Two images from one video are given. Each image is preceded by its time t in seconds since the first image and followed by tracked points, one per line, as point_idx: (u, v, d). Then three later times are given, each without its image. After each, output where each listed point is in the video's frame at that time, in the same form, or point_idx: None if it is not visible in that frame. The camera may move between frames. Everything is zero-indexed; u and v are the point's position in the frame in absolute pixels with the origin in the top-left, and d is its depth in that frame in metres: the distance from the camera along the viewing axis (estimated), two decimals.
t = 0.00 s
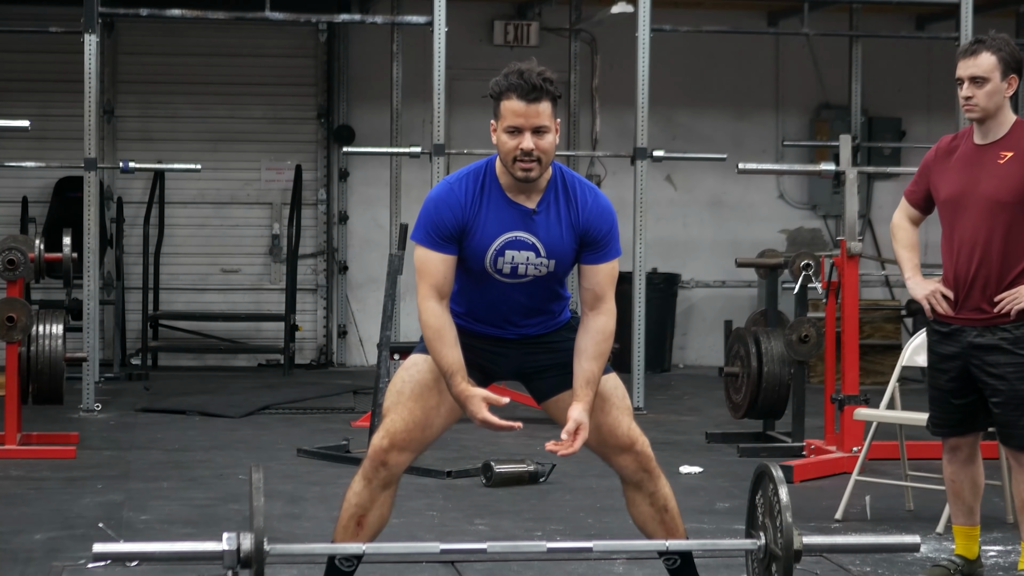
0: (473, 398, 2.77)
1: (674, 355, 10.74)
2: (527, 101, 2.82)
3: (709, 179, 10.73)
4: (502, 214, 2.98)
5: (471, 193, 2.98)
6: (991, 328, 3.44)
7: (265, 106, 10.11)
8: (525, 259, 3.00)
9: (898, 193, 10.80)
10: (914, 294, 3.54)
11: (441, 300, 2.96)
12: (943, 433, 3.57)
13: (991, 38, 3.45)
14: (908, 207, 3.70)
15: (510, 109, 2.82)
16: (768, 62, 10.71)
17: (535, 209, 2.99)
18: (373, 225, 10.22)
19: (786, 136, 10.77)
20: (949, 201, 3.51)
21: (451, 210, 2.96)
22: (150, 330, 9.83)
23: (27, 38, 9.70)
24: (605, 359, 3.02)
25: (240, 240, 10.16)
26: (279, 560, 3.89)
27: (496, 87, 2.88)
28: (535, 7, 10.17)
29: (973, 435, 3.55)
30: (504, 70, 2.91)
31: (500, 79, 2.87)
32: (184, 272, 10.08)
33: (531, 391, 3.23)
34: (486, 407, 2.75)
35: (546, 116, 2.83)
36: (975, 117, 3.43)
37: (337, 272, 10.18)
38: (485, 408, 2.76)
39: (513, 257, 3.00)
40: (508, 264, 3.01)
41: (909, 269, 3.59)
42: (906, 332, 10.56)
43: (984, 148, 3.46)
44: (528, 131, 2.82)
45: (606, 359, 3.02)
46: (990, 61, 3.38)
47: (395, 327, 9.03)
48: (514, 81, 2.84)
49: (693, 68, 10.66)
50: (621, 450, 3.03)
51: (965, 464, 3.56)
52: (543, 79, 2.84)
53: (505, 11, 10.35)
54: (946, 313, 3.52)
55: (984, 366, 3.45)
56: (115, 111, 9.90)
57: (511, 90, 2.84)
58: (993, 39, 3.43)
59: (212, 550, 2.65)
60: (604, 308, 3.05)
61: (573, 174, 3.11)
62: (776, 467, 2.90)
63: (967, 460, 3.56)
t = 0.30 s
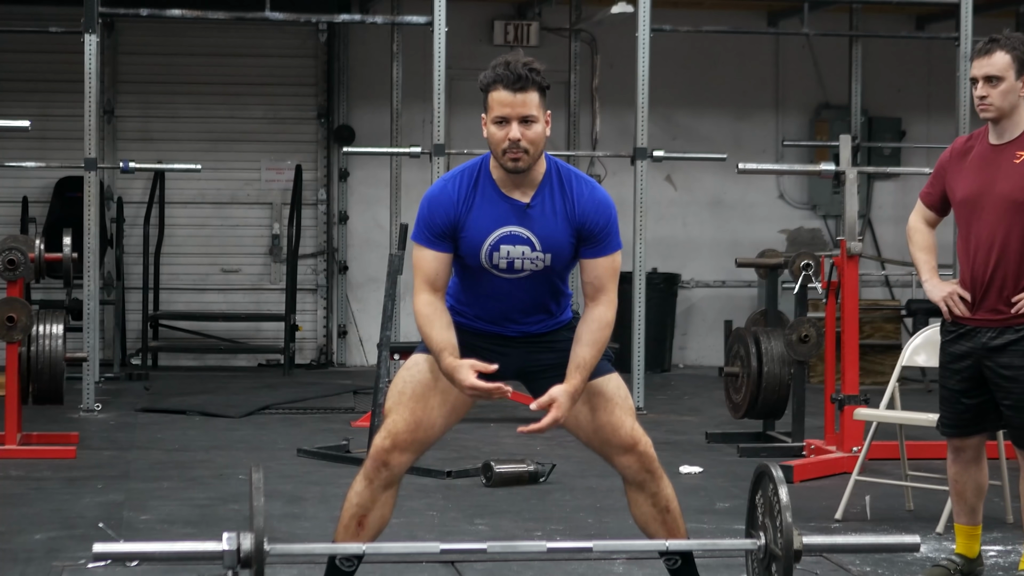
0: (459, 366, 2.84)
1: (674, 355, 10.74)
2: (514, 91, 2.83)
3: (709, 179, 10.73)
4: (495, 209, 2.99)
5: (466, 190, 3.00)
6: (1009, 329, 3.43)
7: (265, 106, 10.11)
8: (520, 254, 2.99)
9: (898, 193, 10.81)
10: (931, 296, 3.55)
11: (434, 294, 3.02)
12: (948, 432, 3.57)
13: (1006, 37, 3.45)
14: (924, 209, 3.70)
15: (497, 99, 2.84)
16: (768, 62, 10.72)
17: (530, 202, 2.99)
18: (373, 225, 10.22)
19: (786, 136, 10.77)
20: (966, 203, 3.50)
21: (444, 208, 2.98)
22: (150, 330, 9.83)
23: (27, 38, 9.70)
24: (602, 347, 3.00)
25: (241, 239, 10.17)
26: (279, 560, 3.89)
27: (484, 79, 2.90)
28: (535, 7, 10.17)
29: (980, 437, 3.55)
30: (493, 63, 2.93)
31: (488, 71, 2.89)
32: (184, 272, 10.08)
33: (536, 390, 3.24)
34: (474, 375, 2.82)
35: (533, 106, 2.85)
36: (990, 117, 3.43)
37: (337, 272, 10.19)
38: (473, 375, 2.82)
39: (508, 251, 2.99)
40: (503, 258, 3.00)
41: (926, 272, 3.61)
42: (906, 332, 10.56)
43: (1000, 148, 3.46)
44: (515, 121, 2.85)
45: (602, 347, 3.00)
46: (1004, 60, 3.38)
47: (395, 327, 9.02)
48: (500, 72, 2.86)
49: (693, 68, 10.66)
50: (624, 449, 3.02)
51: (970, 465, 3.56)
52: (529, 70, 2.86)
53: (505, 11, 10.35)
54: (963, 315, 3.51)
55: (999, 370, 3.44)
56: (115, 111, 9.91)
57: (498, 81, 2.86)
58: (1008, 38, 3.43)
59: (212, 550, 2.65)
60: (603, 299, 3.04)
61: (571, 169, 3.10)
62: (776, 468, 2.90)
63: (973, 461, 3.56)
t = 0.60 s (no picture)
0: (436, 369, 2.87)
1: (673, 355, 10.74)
2: (517, 85, 2.84)
3: (709, 179, 10.73)
4: (494, 207, 2.99)
5: (465, 187, 3.00)
6: (1016, 330, 3.43)
7: (265, 106, 10.11)
8: (519, 251, 2.99)
9: (898, 193, 10.81)
10: (941, 297, 3.51)
11: (426, 292, 3.00)
12: (951, 431, 3.57)
13: (1015, 36, 3.44)
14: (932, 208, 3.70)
15: (500, 94, 2.85)
16: (768, 62, 10.71)
17: (529, 201, 2.99)
18: (373, 225, 10.22)
19: (786, 136, 10.77)
20: (974, 202, 3.49)
21: (443, 203, 2.97)
22: (150, 330, 9.82)
23: (26, 38, 9.70)
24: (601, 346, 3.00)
25: (241, 239, 10.16)
26: (279, 560, 3.89)
27: (486, 76, 2.91)
28: (535, 7, 10.16)
29: (981, 437, 3.55)
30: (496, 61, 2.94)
31: (490, 68, 2.90)
32: (183, 272, 10.08)
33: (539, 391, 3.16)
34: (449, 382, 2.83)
35: (536, 100, 2.85)
36: (999, 116, 3.43)
37: (337, 272, 10.18)
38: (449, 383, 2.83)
39: (507, 249, 2.99)
40: (502, 256, 3.00)
41: (936, 271, 3.57)
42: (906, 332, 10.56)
43: (1009, 147, 3.44)
44: (518, 114, 2.84)
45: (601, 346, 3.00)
46: (1013, 60, 3.38)
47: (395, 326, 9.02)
48: (503, 68, 2.87)
49: (693, 69, 10.66)
50: (623, 448, 3.01)
51: (971, 464, 3.56)
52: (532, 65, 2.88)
53: (505, 11, 10.35)
54: (972, 315, 3.50)
55: (1006, 371, 3.43)
56: (115, 111, 9.91)
57: (500, 76, 2.87)
58: (1016, 38, 3.42)
59: (212, 550, 2.64)
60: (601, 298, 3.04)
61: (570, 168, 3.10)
62: (776, 468, 2.90)
63: (974, 460, 3.55)
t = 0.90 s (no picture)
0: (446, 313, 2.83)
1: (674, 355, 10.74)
2: (515, 69, 2.87)
3: (709, 179, 10.73)
4: (493, 196, 2.95)
5: (463, 177, 2.97)
6: (1016, 330, 3.43)
7: (265, 106, 10.11)
8: (520, 240, 2.94)
9: (898, 193, 10.81)
10: (939, 295, 3.53)
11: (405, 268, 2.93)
12: (950, 431, 3.57)
13: (1016, 36, 3.43)
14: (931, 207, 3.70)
15: (499, 78, 2.87)
16: (768, 62, 10.72)
17: (529, 188, 2.96)
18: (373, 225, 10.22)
19: (786, 136, 10.77)
20: (973, 202, 3.49)
21: (441, 192, 2.93)
22: (150, 330, 9.83)
23: (27, 38, 9.70)
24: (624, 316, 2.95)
25: (241, 239, 10.17)
26: (279, 560, 3.89)
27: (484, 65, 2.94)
28: (535, 7, 10.15)
29: (981, 437, 3.55)
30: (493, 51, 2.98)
31: (488, 57, 2.94)
32: (183, 272, 10.08)
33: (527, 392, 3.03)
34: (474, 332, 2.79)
35: (534, 83, 2.88)
36: (999, 116, 3.42)
37: (337, 272, 10.18)
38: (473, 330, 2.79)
39: (508, 237, 2.94)
40: (503, 245, 2.95)
41: (934, 271, 3.60)
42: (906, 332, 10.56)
43: (1009, 148, 3.44)
44: (517, 97, 2.86)
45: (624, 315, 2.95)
46: (1014, 60, 3.38)
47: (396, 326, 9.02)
48: (500, 54, 2.91)
49: (693, 69, 10.66)
50: (621, 447, 2.97)
51: (970, 464, 3.56)
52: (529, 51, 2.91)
53: (505, 12, 10.35)
54: (971, 315, 3.50)
55: (1006, 370, 3.43)
56: (115, 111, 9.91)
57: (498, 63, 2.90)
58: (1017, 38, 3.42)
59: (212, 550, 2.64)
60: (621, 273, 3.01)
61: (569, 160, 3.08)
62: (776, 468, 2.90)
63: (973, 460, 3.56)
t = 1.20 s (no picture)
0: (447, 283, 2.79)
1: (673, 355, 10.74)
2: (531, 57, 2.86)
3: (708, 179, 10.73)
4: (499, 179, 2.92)
5: (467, 162, 2.94)
6: (1008, 329, 3.43)
7: (265, 106, 10.11)
8: (527, 221, 2.91)
9: (898, 193, 10.81)
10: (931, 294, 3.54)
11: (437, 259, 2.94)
12: (945, 432, 3.56)
13: (1006, 37, 3.45)
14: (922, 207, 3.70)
15: (513, 65, 2.86)
16: (768, 62, 10.72)
17: (534, 171, 2.94)
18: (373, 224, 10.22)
19: (786, 136, 10.77)
20: (964, 201, 3.49)
21: (446, 176, 2.91)
22: (150, 330, 9.82)
23: (27, 39, 9.70)
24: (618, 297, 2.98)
25: (241, 239, 10.16)
26: (279, 560, 3.89)
27: (497, 49, 2.92)
28: (535, 7, 10.15)
29: (977, 438, 3.54)
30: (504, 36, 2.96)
31: (501, 41, 2.92)
32: (183, 272, 10.08)
33: (524, 390, 3.04)
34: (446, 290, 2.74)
35: (548, 73, 2.88)
36: (990, 116, 3.43)
37: (337, 272, 10.17)
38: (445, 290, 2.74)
39: (516, 219, 2.91)
40: (510, 228, 2.91)
41: (925, 271, 3.61)
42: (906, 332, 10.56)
43: (999, 147, 3.45)
44: (532, 86, 2.85)
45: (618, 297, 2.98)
46: (1005, 60, 3.40)
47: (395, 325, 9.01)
48: (516, 40, 2.89)
49: (693, 68, 10.66)
50: (618, 448, 2.95)
51: (968, 464, 3.55)
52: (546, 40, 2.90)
53: (506, 12, 10.35)
54: (962, 314, 3.51)
55: (1000, 370, 3.43)
56: (115, 111, 9.91)
57: (513, 48, 2.88)
58: (1008, 38, 3.44)
59: (212, 550, 2.64)
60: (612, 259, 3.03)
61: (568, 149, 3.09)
62: (775, 468, 2.90)
63: (971, 460, 3.55)
